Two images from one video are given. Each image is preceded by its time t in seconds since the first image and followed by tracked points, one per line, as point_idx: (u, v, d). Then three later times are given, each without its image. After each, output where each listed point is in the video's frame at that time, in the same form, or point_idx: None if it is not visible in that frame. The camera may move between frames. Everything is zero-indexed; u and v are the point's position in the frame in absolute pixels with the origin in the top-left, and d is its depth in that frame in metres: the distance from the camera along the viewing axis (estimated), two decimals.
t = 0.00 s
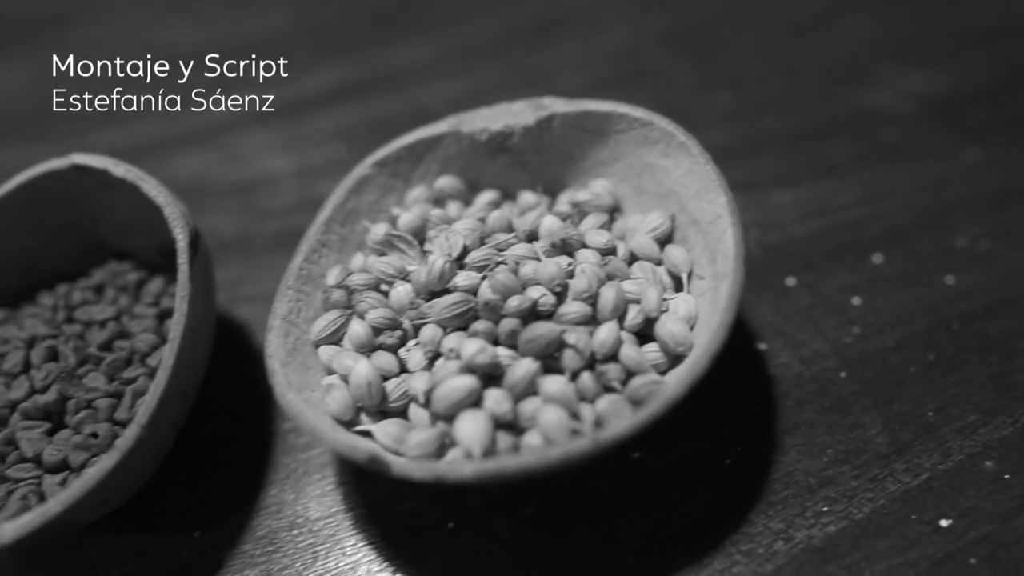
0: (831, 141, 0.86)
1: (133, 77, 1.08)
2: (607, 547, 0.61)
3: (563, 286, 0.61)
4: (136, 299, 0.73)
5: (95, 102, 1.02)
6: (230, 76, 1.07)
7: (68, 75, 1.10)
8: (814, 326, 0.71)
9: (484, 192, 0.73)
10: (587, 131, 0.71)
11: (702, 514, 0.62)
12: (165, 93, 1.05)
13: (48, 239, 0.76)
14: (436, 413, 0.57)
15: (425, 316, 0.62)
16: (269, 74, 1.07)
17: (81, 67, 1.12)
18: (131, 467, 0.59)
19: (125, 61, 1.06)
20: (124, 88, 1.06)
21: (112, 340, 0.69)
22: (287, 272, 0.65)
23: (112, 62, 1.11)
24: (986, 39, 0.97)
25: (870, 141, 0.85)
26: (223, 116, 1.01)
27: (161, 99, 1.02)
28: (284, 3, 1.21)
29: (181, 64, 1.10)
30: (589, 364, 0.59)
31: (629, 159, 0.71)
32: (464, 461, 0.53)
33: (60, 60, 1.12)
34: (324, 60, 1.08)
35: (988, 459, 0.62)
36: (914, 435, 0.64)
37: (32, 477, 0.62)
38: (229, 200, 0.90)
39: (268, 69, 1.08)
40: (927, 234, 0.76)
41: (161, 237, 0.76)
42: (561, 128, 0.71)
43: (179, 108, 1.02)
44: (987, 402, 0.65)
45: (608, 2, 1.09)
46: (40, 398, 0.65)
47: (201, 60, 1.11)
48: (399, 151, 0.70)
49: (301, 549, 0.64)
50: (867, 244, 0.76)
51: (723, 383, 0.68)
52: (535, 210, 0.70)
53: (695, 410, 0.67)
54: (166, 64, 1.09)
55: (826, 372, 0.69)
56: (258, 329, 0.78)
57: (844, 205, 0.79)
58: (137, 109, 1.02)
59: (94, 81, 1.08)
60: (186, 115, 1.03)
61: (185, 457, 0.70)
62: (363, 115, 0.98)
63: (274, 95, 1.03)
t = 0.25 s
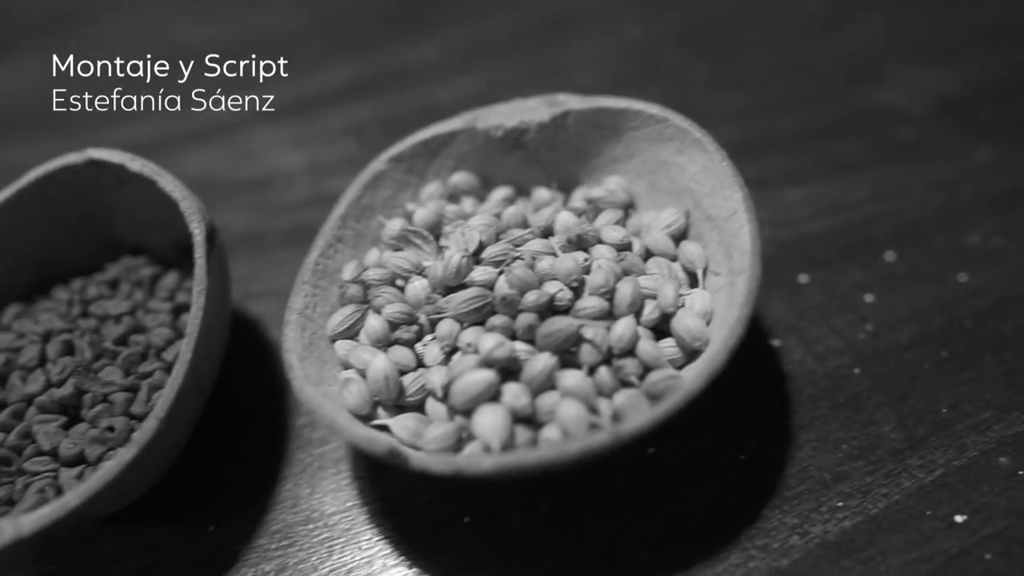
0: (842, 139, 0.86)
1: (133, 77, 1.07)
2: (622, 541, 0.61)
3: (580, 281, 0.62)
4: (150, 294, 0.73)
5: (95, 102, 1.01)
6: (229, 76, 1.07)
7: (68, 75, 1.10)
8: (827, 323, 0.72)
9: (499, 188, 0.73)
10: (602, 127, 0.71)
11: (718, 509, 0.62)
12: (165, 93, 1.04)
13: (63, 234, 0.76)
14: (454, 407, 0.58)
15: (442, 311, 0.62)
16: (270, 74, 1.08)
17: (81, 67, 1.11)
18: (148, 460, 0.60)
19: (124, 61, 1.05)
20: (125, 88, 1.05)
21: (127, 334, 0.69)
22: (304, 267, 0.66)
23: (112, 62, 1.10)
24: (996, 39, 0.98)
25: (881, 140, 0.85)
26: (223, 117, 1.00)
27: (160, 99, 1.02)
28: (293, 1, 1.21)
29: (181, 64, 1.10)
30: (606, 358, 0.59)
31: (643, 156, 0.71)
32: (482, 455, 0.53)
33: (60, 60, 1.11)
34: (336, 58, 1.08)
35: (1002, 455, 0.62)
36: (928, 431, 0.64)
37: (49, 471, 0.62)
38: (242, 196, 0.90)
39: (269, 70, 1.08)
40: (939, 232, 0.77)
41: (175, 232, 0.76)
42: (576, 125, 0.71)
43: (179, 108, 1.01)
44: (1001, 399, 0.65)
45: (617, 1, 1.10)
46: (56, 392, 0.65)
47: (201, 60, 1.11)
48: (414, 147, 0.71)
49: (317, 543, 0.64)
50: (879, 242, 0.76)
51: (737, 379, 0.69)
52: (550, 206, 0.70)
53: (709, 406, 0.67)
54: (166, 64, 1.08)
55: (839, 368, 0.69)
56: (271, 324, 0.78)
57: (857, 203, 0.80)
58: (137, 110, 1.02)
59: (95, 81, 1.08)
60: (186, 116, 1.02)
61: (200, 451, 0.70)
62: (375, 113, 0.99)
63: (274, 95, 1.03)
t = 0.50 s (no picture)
0: (853, 138, 0.86)
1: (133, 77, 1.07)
2: (638, 536, 0.61)
3: (597, 278, 0.62)
4: (165, 289, 0.73)
5: (95, 102, 1.01)
6: (230, 76, 1.07)
7: (69, 75, 1.10)
8: (840, 321, 0.72)
9: (513, 185, 0.74)
10: (616, 125, 0.71)
11: (733, 505, 0.62)
12: (165, 93, 1.03)
13: (78, 230, 0.76)
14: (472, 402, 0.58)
15: (459, 307, 0.62)
16: (270, 74, 1.07)
17: (81, 67, 1.11)
18: (166, 454, 0.60)
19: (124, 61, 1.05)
20: (124, 88, 1.04)
21: (143, 330, 0.69)
22: (320, 263, 0.66)
23: (112, 62, 1.10)
24: (1007, 39, 0.98)
25: (893, 139, 0.86)
26: (223, 117, 1.00)
27: (159, 99, 1.01)
28: None
29: (181, 64, 1.10)
30: (623, 354, 0.59)
31: (658, 153, 0.71)
32: (502, 450, 0.53)
33: (60, 60, 1.11)
34: (346, 56, 1.09)
35: (1016, 452, 0.63)
36: (941, 428, 0.65)
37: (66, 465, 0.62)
38: (255, 192, 0.91)
39: (268, 69, 1.08)
40: (951, 231, 0.77)
41: (188, 228, 0.76)
42: (590, 122, 0.72)
43: (179, 108, 1.01)
44: (1014, 396, 0.66)
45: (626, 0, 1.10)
46: (73, 387, 0.65)
47: (201, 60, 1.11)
48: (429, 143, 0.71)
49: (333, 538, 0.64)
50: (891, 240, 0.77)
51: (751, 376, 0.69)
52: (564, 203, 0.70)
53: (723, 403, 0.68)
54: (165, 64, 1.07)
55: (852, 366, 0.69)
56: (284, 320, 0.78)
57: (869, 201, 0.80)
58: (138, 110, 1.02)
59: (95, 81, 1.08)
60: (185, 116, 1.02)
61: (215, 447, 0.70)
62: (386, 110, 0.99)
63: (274, 95, 1.03)
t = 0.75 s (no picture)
0: (864, 137, 0.86)
1: (133, 77, 1.08)
2: (653, 532, 0.62)
3: (613, 275, 0.62)
4: (180, 285, 0.73)
5: (95, 102, 1.01)
6: (230, 76, 1.07)
7: (68, 75, 1.10)
8: (853, 319, 0.72)
9: (527, 182, 0.74)
10: (630, 123, 0.72)
11: (748, 502, 0.62)
12: (165, 93, 1.04)
13: (93, 227, 0.76)
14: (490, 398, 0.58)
15: (476, 303, 0.62)
16: (270, 74, 1.08)
17: (81, 67, 1.11)
18: (184, 450, 0.60)
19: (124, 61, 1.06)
20: (124, 88, 1.05)
21: (159, 325, 0.69)
22: (336, 259, 0.66)
23: (112, 62, 1.11)
24: (1016, 39, 0.98)
25: (904, 139, 0.86)
26: (223, 117, 1.00)
27: (159, 99, 1.02)
28: None
29: (181, 64, 1.10)
30: (640, 351, 0.59)
31: (672, 152, 0.71)
32: (521, 445, 0.53)
33: (60, 60, 1.12)
34: (357, 56, 1.09)
35: None
36: (955, 426, 0.65)
37: (84, 460, 0.63)
38: (266, 190, 0.91)
39: (269, 69, 1.08)
40: (962, 230, 0.77)
41: (202, 225, 0.76)
42: (605, 121, 0.72)
43: (179, 107, 1.01)
44: None
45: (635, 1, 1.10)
46: (90, 382, 0.66)
47: (201, 60, 1.11)
48: (444, 141, 0.71)
49: (349, 534, 0.64)
50: (903, 239, 0.77)
51: (765, 373, 0.69)
52: (579, 201, 0.71)
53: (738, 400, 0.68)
54: (166, 64, 1.08)
55: (866, 363, 0.69)
56: (298, 317, 0.79)
57: (880, 201, 0.80)
58: (137, 109, 1.02)
59: (94, 81, 1.08)
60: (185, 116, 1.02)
61: (230, 442, 0.70)
62: (397, 109, 0.99)
63: (274, 95, 1.04)
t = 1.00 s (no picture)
0: (875, 137, 0.87)
1: (133, 77, 1.08)
2: (669, 528, 0.62)
3: (629, 273, 0.63)
4: (196, 282, 0.74)
5: (95, 102, 1.02)
6: (229, 76, 1.07)
7: (68, 75, 1.11)
8: (865, 318, 0.72)
9: (541, 181, 0.74)
10: (645, 122, 0.72)
11: (763, 499, 0.63)
12: (165, 93, 1.04)
13: (108, 224, 0.77)
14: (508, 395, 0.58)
15: (493, 301, 0.63)
16: (269, 74, 1.08)
17: (81, 67, 1.12)
18: (202, 445, 0.60)
19: (125, 61, 1.06)
20: (124, 88, 1.06)
21: (175, 322, 0.70)
22: (352, 256, 0.66)
23: (112, 62, 1.11)
24: None
25: (915, 138, 0.86)
26: (223, 117, 1.01)
27: (159, 99, 1.02)
28: None
29: (181, 64, 1.10)
30: (656, 348, 0.60)
31: (686, 151, 0.72)
32: (539, 441, 0.54)
33: (60, 60, 1.12)
34: (367, 54, 1.09)
35: None
36: (968, 424, 0.65)
37: (101, 455, 0.63)
38: (278, 188, 0.91)
39: (268, 70, 1.09)
40: (974, 230, 0.77)
41: (217, 223, 0.76)
42: (619, 120, 0.72)
43: (178, 108, 1.01)
44: None
45: None
46: (107, 378, 0.66)
47: (201, 60, 1.12)
48: (459, 140, 0.72)
49: (365, 530, 0.65)
50: (915, 238, 0.77)
51: (778, 371, 0.70)
52: (593, 200, 0.71)
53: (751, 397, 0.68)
54: (166, 64, 1.08)
55: (878, 362, 0.70)
56: (311, 314, 0.79)
57: (891, 200, 0.81)
58: (137, 110, 1.03)
59: (95, 81, 1.09)
60: (184, 116, 1.02)
61: (245, 439, 0.70)
62: (408, 107, 0.99)
63: (273, 95, 1.04)
